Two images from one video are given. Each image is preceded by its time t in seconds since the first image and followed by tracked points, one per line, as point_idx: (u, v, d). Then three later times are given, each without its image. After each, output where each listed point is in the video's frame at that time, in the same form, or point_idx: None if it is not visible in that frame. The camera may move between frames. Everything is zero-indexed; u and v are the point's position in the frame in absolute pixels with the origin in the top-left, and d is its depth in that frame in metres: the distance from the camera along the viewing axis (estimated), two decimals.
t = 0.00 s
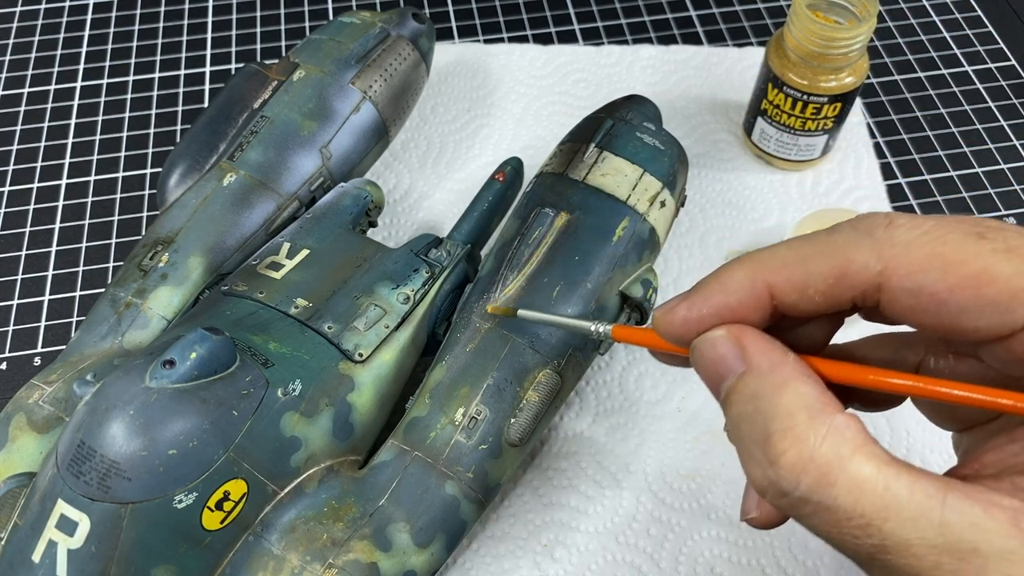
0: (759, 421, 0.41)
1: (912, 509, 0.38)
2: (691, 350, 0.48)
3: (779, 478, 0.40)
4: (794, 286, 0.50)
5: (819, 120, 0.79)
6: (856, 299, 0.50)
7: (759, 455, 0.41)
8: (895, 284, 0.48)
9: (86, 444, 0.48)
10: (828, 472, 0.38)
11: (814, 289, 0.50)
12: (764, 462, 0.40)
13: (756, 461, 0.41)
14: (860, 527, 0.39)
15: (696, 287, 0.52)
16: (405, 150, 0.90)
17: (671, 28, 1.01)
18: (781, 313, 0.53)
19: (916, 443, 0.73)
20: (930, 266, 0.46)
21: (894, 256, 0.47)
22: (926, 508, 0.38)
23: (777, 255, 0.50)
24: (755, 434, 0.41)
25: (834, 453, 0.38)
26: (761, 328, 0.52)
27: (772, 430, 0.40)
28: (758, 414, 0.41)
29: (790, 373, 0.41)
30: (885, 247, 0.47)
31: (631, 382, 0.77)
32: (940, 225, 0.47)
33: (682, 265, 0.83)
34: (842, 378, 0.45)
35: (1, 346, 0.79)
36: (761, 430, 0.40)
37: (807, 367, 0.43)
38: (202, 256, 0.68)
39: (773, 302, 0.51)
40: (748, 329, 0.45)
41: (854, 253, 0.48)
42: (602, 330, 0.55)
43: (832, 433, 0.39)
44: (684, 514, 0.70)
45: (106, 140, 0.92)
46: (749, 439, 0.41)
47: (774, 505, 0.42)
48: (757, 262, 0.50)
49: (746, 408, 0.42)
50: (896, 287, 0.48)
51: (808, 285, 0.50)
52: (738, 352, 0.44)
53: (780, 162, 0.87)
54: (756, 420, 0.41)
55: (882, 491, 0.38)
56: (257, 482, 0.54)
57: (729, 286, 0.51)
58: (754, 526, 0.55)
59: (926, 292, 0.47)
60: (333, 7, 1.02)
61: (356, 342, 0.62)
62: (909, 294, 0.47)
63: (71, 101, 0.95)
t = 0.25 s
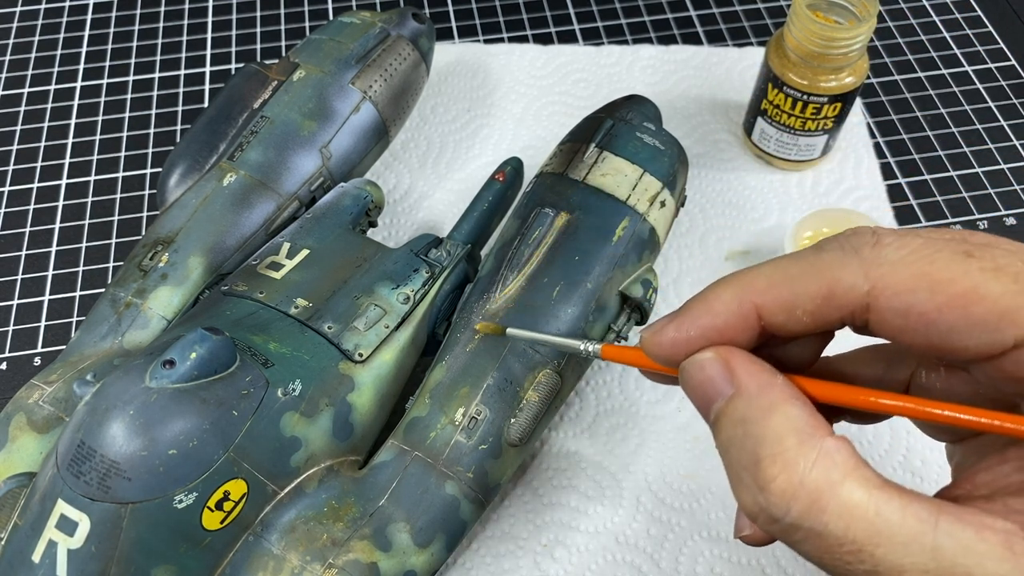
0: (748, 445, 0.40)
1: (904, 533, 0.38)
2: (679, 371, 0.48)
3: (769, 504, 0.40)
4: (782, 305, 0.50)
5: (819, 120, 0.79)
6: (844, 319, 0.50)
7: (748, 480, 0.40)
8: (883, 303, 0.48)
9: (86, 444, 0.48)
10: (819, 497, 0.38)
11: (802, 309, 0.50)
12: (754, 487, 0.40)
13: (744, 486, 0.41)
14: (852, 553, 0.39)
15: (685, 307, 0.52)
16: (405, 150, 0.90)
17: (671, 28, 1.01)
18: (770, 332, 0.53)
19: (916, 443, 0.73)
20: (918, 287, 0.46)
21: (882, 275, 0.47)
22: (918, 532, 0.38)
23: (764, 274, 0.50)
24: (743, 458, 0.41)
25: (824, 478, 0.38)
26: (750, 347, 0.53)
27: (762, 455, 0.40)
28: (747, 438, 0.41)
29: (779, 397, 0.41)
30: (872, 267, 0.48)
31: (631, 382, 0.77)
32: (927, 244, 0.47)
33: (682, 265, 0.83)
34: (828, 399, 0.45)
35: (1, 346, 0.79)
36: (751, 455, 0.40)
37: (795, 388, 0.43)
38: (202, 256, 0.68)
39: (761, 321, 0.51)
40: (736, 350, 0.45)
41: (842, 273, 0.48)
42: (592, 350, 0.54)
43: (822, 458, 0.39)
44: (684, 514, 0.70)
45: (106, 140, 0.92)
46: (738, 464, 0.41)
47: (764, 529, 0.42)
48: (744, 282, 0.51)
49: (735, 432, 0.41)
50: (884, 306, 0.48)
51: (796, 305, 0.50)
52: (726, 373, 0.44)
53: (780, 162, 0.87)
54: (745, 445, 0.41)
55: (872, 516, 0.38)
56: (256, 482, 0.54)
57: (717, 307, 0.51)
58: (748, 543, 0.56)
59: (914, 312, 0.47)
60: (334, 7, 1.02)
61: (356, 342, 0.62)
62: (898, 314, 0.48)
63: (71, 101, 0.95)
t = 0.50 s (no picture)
0: (741, 456, 0.40)
1: (897, 541, 0.38)
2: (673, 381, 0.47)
3: (764, 515, 0.39)
4: (775, 315, 0.50)
5: (819, 120, 0.79)
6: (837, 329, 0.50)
7: (741, 491, 0.40)
8: (874, 313, 0.47)
9: (86, 444, 0.48)
10: (813, 507, 0.38)
11: (794, 317, 0.50)
12: (747, 499, 0.40)
13: (739, 497, 0.40)
14: (847, 563, 0.39)
15: (679, 316, 0.52)
16: (405, 150, 0.90)
17: (671, 28, 1.01)
18: (763, 342, 0.52)
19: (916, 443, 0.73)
20: (909, 295, 0.46)
21: (874, 284, 0.47)
22: (911, 541, 0.38)
23: (756, 286, 0.50)
24: (738, 468, 0.40)
25: (818, 488, 0.38)
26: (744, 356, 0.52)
27: (755, 465, 0.39)
28: (741, 448, 0.40)
29: (772, 407, 0.41)
30: (865, 276, 0.47)
31: (631, 382, 0.77)
32: (917, 251, 0.47)
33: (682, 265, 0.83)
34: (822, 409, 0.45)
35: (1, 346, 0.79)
36: (744, 466, 0.40)
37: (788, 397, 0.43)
38: (202, 256, 0.68)
39: (753, 331, 0.51)
40: (731, 359, 0.45)
41: (834, 283, 0.48)
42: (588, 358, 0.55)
43: (814, 467, 0.38)
44: (684, 514, 0.70)
45: (106, 140, 0.92)
46: (732, 474, 0.41)
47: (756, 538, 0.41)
48: (736, 292, 0.50)
49: (729, 442, 0.41)
50: (875, 316, 0.47)
51: (788, 314, 0.50)
52: (720, 385, 0.43)
53: (780, 162, 0.87)
54: (738, 456, 0.40)
55: (866, 525, 0.38)
56: (256, 482, 0.54)
57: (709, 318, 0.50)
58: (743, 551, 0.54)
59: (905, 321, 0.46)
60: (334, 7, 1.02)
61: (356, 342, 0.62)
62: (889, 323, 0.47)
63: (71, 101, 0.95)
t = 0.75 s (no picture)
0: (745, 453, 0.40)
1: (900, 540, 0.38)
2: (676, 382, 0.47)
3: (767, 513, 0.39)
4: (777, 314, 0.50)
5: (819, 120, 0.79)
6: (838, 328, 0.50)
7: (745, 489, 0.40)
8: (877, 312, 0.47)
9: (86, 444, 0.48)
10: (816, 505, 0.38)
11: (796, 317, 0.49)
12: (751, 496, 0.40)
13: (742, 495, 0.40)
14: (850, 561, 0.38)
15: (680, 316, 0.51)
16: (405, 150, 0.90)
17: (671, 28, 1.01)
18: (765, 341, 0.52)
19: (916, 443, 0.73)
20: (911, 294, 0.46)
21: (877, 284, 0.47)
22: (914, 539, 0.38)
23: (759, 283, 0.50)
24: (741, 466, 0.41)
25: (821, 486, 0.38)
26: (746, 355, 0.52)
27: (759, 463, 0.39)
28: (744, 446, 0.40)
29: (776, 406, 0.41)
30: (867, 275, 0.47)
31: (631, 382, 0.77)
32: (918, 250, 0.46)
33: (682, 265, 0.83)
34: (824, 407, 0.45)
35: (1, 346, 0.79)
36: (747, 464, 0.40)
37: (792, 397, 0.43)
38: (202, 256, 0.68)
39: (755, 330, 0.51)
40: (733, 358, 0.45)
41: (835, 282, 0.48)
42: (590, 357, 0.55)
43: (817, 466, 0.39)
44: (684, 514, 0.70)
45: (106, 140, 0.92)
46: (735, 472, 0.41)
47: (760, 537, 0.42)
48: (739, 291, 0.50)
49: (732, 440, 0.41)
50: (877, 315, 0.47)
51: (790, 313, 0.49)
52: (723, 383, 0.43)
53: (780, 162, 0.87)
54: (742, 454, 0.41)
55: (869, 523, 0.38)
56: (257, 482, 0.54)
57: (712, 316, 0.50)
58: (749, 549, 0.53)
59: (907, 320, 0.46)
60: (333, 7, 1.02)
61: (356, 342, 0.62)
62: (892, 321, 0.47)
63: (71, 101, 0.95)
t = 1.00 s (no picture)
0: (734, 463, 0.40)
1: (891, 548, 0.37)
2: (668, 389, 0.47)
3: (757, 522, 0.39)
4: (767, 323, 0.49)
5: (819, 120, 0.79)
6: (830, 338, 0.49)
7: (735, 497, 0.40)
8: (867, 322, 0.47)
9: (86, 444, 0.48)
10: (806, 515, 0.38)
11: (787, 327, 0.49)
12: (741, 505, 0.40)
13: (732, 504, 0.40)
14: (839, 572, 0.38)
15: (671, 325, 0.51)
16: (405, 150, 0.90)
17: (671, 28, 1.01)
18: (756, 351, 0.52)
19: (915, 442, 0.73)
20: (901, 305, 0.45)
21: (866, 294, 0.46)
22: (905, 551, 0.37)
23: (749, 291, 0.49)
24: (730, 476, 0.40)
25: (811, 497, 0.38)
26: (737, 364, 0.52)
27: (748, 472, 0.39)
28: (733, 456, 0.40)
29: (765, 417, 0.41)
30: (856, 285, 0.47)
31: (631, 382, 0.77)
32: (908, 261, 0.46)
33: (682, 265, 0.83)
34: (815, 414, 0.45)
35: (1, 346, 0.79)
36: (737, 473, 0.40)
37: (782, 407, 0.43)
38: (202, 256, 0.68)
39: (747, 340, 0.50)
40: (724, 368, 0.45)
41: (826, 291, 0.47)
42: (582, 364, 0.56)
43: (808, 475, 0.39)
44: (684, 514, 0.70)
45: (106, 140, 0.92)
46: (725, 481, 0.41)
47: (751, 545, 0.42)
48: (729, 300, 0.50)
49: (722, 450, 0.41)
50: (867, 326, 0.47)
51: (780, 324, 0.49)
52: (714, 393, 0.44)
53: (780, 162, 0.87)
54: (731, 464, 0.41)
55: (859, 533, 0.38)
56: (257, 482, 0.54)
57: (702, 325, 0.50)
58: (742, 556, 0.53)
59: (897, 331, 0.46)
60: (333, 7, 1.02)
61: (356, 342, 0.62)
62: (882, 332, 0.47)
63: (71, 101, 0.95)
